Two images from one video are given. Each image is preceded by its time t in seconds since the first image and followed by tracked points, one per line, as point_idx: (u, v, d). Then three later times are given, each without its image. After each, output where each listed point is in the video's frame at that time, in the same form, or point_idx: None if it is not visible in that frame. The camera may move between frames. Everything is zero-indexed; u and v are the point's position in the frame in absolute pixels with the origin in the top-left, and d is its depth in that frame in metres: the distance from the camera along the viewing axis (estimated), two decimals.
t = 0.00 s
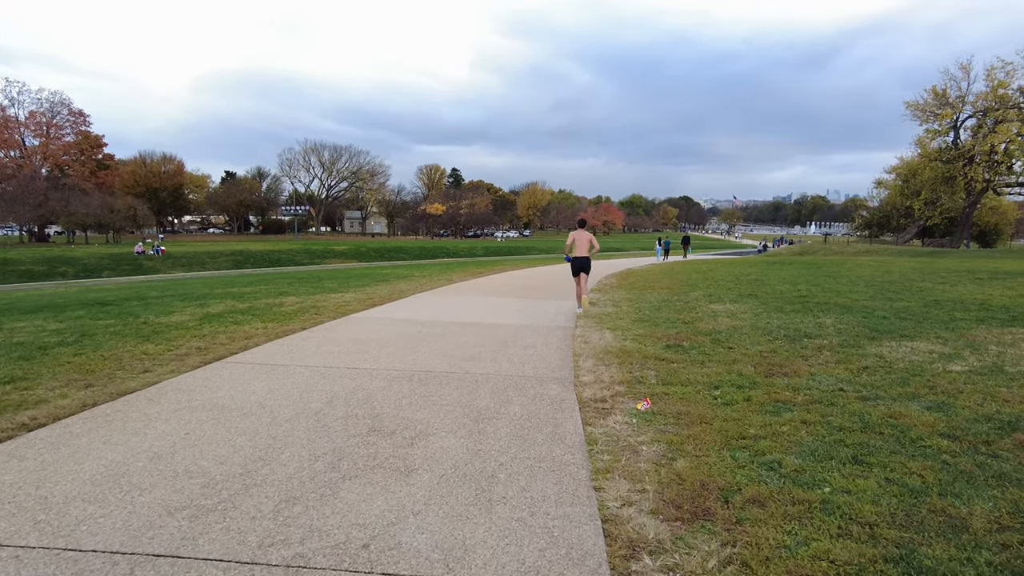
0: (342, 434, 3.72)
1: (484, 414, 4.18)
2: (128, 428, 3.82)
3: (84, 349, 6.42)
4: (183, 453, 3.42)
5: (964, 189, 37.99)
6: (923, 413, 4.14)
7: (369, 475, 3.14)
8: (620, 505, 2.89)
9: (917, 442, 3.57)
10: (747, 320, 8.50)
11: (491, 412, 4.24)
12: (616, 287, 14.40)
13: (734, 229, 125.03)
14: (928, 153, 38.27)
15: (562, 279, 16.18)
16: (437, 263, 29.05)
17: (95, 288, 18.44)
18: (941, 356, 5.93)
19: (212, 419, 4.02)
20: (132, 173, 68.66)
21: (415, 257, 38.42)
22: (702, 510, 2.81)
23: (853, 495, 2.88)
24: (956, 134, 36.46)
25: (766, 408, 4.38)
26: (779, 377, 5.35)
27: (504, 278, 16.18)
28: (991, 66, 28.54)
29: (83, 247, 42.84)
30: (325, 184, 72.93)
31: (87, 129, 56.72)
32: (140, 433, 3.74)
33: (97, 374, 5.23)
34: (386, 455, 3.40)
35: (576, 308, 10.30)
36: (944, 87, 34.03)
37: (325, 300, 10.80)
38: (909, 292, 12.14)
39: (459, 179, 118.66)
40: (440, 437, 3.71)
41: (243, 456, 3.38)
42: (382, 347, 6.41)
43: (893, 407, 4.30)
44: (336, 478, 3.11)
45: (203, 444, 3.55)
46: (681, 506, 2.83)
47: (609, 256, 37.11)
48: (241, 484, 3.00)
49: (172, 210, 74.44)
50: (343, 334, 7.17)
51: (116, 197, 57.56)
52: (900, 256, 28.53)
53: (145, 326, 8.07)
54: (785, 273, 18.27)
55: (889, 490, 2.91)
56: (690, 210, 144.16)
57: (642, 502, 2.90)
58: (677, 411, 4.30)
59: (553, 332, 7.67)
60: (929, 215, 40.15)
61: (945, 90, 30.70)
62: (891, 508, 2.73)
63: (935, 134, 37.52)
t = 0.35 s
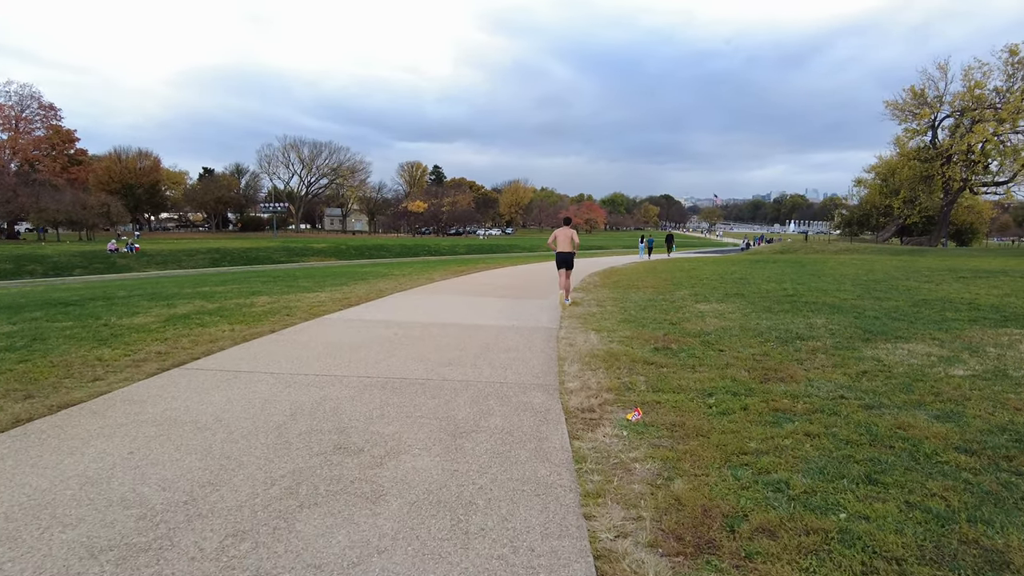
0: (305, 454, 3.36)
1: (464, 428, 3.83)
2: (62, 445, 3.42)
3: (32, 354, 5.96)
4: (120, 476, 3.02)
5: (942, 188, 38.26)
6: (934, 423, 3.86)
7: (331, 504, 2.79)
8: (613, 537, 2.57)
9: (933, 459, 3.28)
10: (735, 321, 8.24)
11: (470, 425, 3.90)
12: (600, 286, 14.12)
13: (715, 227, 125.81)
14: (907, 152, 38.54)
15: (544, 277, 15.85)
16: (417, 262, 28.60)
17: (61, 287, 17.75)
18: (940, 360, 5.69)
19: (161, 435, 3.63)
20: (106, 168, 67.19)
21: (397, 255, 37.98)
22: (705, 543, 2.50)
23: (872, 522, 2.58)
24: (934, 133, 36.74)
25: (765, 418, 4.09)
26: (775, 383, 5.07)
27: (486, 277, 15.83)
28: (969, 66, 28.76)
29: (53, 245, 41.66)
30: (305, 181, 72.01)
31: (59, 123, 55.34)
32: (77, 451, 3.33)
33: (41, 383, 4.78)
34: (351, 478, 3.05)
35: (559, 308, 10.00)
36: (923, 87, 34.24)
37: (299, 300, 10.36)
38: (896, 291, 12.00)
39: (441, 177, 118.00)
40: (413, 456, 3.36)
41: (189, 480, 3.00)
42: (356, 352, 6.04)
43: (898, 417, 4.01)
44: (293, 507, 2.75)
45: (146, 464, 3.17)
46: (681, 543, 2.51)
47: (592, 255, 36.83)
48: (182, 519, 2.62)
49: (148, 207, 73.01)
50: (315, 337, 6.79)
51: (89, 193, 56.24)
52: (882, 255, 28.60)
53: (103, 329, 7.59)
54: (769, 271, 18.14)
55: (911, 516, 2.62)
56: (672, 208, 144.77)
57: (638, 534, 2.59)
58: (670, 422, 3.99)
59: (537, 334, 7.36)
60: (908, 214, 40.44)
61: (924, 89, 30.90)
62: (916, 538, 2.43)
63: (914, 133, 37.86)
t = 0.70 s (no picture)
0: (289, 472, 3.00)
1: (467, 438, 3.47)
2: (18, 461, 3.06)
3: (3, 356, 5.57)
4: (77, 499, 2.67)
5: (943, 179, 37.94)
6: (982, 429, 3.51)
7: (317, 532, 2.45)
8: (643, 570, 2.22)
9: (993, 471, 2.93)
10: (746, 316, 7.90)
11: (473, 433, 3.55)
12: (602, 280, 13.77)
13: (712, 221, 125.41)
14: (908, 144, 38.20)
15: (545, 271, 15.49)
16: (414, 257, 28.19)
17: (49, 284, 17.31)
18: (971, 356, 5.34)
19: (131, 447, 3.28)
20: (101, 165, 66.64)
21: (393, 251, 37.52)
22: None
23: (941, 552, 2.24)
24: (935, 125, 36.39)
25: (795, 423, 3.75)
26: (799, 383, 4.71)
27: (485, 271, 15.47)
28: (972, 57, 28.39)
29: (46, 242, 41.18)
30: (301, 176, 71.52)
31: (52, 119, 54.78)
32: (34, 468, 2.97)
33: (6, 389, 4.40)
34: (340, 502, 2.70)
35: (562, 303, 9.64)
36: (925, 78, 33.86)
37: (292, 297, 9.98)
38: (907, 284, 11.67)
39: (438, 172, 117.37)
40: (410, 471, 3.01)
41: (157, 502, 2.65)
42: (349, 351, 5.68)
43: (942, 422, 3.66)
44: (273, 537, 2.40)
45: (111, 482, 2.82)
46: None
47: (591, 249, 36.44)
48: (142, 552, 2.26)
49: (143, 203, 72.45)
50: (306, 335, 6.43)
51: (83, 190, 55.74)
52: (885, 248, 28.29)
53: (83, 328, 7.21)
54: (773, 265, 17.80)
55: (985, 543, 2.27)
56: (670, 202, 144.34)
57: (669, 565, 2.24)
58: (692, 429, 3.65)
59: (540, 331, 7.01)
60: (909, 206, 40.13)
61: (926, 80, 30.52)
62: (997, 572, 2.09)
63: (915, 125, 37.53)
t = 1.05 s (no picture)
0: (262, 501, 2.68)
1: (461, 457, 3.16)
2: None
3: None
4: (19, 535, 2.35)
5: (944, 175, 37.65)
6: None
7: None
8: None
9: None
10: (754, 316, 7.59)
11: (468, 452, 3.23)
12: (602, 278, 13.46)
13: (711, 217, 125.07)
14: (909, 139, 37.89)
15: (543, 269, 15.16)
16: (411, 254, 27.85)
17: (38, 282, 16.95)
18: (997, 361, 5.03)
19: (90, 469, 2.96)
20: (96, 161, 66.12)
21: (391, 247, 37.15)
22: None
23: None
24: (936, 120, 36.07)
25: (820, 439, 3.44)
26: (818, 392, 4.40)
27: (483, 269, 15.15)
28: (974, 51, 28.03)
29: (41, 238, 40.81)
30: (298, 172, 71.07)
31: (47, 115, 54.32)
32: None
33: None
34: (316, 539, 2.38)
35: (562, 303, 9.31)
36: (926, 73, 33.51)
37: (283, 296, 9.65)
38: (915, 282, 11.36)
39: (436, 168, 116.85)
40: (398, 501, 2.69)
41: (110, 538, 2.34)
42: (338, 356, 5.35)
43: (980, 438, 3.35)
44: None
45: (60, 515, 2.50)
46: None
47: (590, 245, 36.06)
48: None
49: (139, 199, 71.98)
50: (294, 338, 6.11)
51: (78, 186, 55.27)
52: (887, 244, 27.96)
53: (61, 330, 6.89)
54: (776, 262, 17.49)
55: None
56: (668, 198, 143.91)
57: None
58: (708, 446, 3.34)
59: (539, 333, 6.70)
60: (909, 202, 39.83)
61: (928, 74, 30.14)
62: None
63: (916, 119, 37.20)
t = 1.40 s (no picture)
0: (220, 548, 2.33)
1: (451, 489, 2.80)
2: None
3: None
4: None
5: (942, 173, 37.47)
6: None
7: None
8: None
9: None
10: (761, 320, 7.25)
11: (460, 481, 2.89)
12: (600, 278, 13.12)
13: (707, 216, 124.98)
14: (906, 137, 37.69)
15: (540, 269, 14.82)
16: (406, 254, 27.47)
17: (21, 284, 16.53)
18: None
19: (28, 506, 2.61)
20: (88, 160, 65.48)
21: (385, 246, 36.79)
22: None
23: None
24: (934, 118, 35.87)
25: (848, 462, 3.10)
26: (838, 406, 4.07)
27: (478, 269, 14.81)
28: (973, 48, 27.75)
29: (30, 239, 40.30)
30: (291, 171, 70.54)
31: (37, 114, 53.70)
32: None
33: None
34: None
35: (560, 305, 8.95)
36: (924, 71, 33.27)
37: (269, 299, 9.28)
38: (922, 282, 11.05)
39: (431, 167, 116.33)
40: (376, 545, 2.34)
41: None
42: (320, 366, 5.00)
43: None
44: None
45: None
46: None
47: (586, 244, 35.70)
48: None
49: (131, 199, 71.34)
50: (276, 346, 5.75)
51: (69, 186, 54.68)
52: (886, 243, 27.70)
53: (30, 337, 6.51)
54: (777, 262, 17.17)
55: None
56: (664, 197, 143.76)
57: None
58: (726, 472, 3.00)
59: (536, 338, 6.35)
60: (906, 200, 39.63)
61: (926, 71, 29.90)
62: None
63: (913, 118, 36.95)
